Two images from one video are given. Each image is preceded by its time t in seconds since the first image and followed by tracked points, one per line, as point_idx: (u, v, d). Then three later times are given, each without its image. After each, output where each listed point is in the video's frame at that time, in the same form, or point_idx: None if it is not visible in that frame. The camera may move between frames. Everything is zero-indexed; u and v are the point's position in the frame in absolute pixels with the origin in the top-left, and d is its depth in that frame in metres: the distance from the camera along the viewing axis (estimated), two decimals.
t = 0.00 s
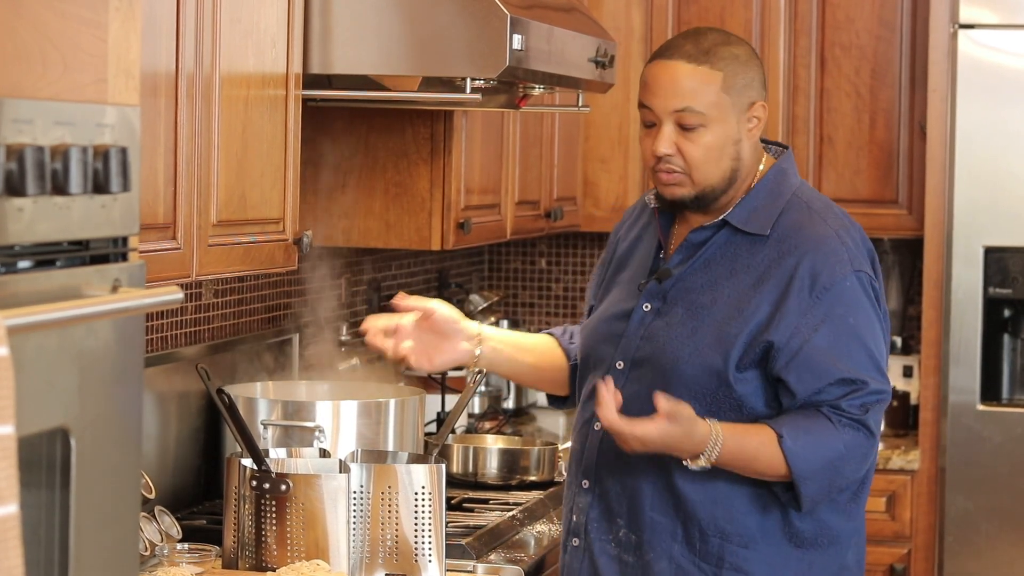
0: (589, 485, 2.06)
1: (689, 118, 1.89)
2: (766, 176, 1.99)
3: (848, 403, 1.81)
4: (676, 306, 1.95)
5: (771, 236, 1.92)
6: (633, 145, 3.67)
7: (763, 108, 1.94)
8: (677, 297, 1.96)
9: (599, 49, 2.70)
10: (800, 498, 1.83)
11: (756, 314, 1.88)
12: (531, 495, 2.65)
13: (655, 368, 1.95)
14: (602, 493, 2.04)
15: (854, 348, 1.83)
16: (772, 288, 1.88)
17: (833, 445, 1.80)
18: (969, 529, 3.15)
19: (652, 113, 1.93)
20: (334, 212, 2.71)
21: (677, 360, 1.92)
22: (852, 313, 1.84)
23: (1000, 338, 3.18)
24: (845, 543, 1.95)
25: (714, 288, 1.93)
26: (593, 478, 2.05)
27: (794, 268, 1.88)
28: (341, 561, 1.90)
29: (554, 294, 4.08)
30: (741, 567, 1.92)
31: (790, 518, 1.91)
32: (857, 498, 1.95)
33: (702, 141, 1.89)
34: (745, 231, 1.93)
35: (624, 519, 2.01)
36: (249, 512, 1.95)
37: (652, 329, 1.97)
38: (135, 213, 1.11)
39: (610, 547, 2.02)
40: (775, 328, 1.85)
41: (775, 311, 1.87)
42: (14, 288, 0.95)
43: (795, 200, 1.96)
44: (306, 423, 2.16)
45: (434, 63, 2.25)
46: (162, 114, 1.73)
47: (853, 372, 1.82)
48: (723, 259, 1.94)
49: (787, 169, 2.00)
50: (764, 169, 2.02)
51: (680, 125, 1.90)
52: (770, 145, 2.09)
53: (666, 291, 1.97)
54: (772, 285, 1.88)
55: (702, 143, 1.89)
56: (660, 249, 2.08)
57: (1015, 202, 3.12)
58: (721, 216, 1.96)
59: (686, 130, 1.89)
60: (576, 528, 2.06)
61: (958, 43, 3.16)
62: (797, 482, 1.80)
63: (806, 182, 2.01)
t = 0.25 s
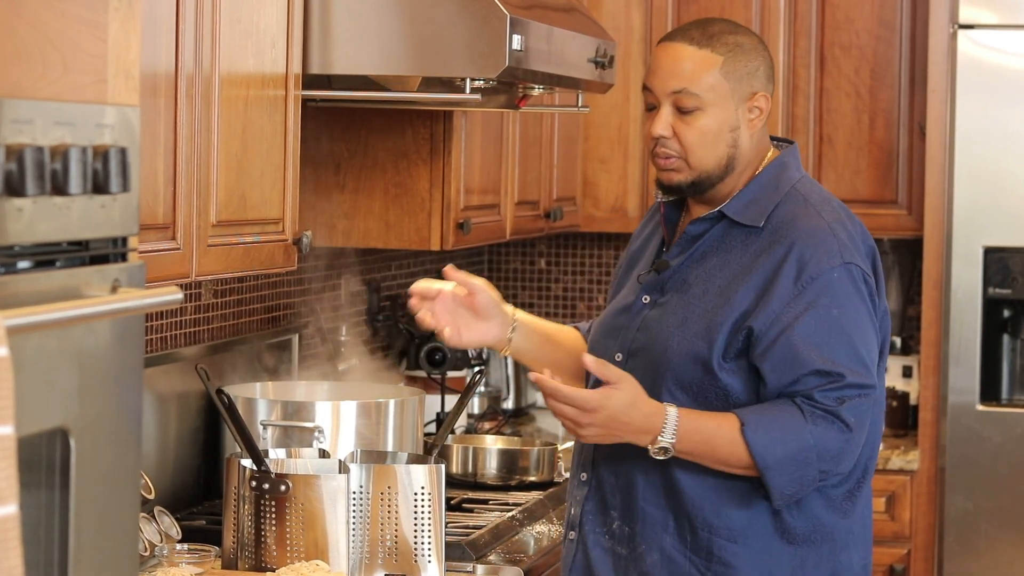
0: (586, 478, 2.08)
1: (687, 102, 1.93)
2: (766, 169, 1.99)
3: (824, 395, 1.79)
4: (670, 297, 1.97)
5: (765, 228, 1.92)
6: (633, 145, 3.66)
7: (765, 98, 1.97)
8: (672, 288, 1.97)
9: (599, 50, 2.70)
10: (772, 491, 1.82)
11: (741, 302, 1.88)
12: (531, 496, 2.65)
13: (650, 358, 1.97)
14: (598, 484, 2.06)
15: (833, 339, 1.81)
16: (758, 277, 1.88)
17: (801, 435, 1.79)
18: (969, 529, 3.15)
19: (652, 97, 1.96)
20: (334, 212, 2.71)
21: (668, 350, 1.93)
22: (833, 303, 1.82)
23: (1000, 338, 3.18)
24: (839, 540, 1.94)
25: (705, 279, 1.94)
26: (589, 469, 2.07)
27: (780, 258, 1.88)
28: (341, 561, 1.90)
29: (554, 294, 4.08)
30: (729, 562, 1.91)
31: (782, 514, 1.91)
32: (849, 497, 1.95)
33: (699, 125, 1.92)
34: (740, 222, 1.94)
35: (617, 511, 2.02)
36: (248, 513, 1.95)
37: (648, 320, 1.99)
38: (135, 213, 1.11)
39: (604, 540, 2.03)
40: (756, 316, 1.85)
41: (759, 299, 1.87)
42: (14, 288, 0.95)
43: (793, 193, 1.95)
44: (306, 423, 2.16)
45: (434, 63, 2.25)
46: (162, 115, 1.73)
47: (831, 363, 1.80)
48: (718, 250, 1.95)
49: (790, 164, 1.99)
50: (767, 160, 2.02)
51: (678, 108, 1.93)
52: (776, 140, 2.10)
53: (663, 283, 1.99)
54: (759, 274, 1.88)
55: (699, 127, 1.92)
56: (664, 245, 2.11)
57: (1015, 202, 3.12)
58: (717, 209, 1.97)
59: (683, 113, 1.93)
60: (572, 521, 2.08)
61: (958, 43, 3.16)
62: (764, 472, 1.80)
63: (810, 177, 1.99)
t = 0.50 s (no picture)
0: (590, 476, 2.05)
1: (694, 99, 1.88)
2: (776, 165, 1.94)
3: (824, 393, 1.76)
4: (676, 294, 1.93)
5: (772, 224, 1.88)
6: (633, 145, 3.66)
7: (774, 94, 1.92)
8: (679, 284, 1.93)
9: (599, 50, 2.70)
10: (768, 491, 1.79)
11: (745, 299, 1.84)
12: (530, 496, 2.65)
13: (656, 355, 1.93)
14: (602, 483, 2.03)
15: (838, 337, 1.77)
16: (763, 273, 1.84)
17: (789, 436, 1.76)
18: (968, 529, 3.15)
19: (660, 94, 1.92)
20: (333, 212, 2.71)
21: (673, 347, 1.89)
22: (837, 301, 1.78)
23: (1000, 338, 3.18)
24: (847, 541, 1.90)
25: (711, 275, 1.90)
26: (593, 467, 2.04)
27: (786, 255, 1.83)
28: (340, 561, 1.90)
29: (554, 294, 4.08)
30: (733, 561, 1.88)
31: (785, 512, 1.88)
32: (856, 498, 1.91)
33: (706, 123, 1.87)
34: (747, 218, 1.89)
35: (620, 509, 1.99)
36: (248, 513, 1.95)
37: (653, 316, 1.95)
38: (134, 213, 1.11)
39: (606, 538, 2.00)
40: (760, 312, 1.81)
41: (764, 296, 1.83)
42: (14, 289, 0.95)
43: (802, 190, 1.91)
44: (305, 424, 2.16)
45: (433, 63, 2.25)
46: (161, 115, 1.73)
47: (833, 361, 1.76)
48: (724, 246, 1.91)
49: (798, 161, 1.94)
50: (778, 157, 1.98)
51: (685, 106, 1.89)
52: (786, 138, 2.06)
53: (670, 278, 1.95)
54: (764, 270, 1.84)
55: (706, 125, 1.87)
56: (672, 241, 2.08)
57: (1015, 202, 3.12)
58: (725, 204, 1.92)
59: (691, 111, 1.88)
60: (577, 520, 2.05)
61: (957, 43, 3.16)
62: (758, 472, 1.78)
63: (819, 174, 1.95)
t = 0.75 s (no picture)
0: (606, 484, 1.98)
1: (707, 98, 1.83)
2: (794, 169, 1.90)
3: (854, 399, 1.70)
4: (696, 298, 1.87)
5: (795, 227, 1.83)
6: (632, 146, 3.67)
7: (787, 94, 1.87)
8: (699, 288, 1.88)
9: (598, 51, 2.70)
10: (796, 499, 1.72)
11: (770, 302, 1.79)
12: (529, 496, 2.65)
13: (675, 362, 1.87)
14: (619, 492, 1.95)
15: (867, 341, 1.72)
16: (787, 276, 1.79)
17: (821, 441, 1.70)
18: (967, 530, 3.15)
19: (673, 95, 1.88)
20: (333, 213, 2.71)
21: (693, 353, 1.83)
22: (866, 304, 1.73)
23: (999, 338, 3.18)
24: (870, 548, 1.84)
25: (734, 278, 1.84)
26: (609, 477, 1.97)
27: (811, 257, 1.78)
28: (339, 562, 1.90)
29: (553, 295, 4.08)
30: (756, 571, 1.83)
31: (809, 518, 1.81)
32: (882, 502, 1.83)
33: (720, 122, 1.83)
34: (769, 221, 1.84)
35: (637, 518, 1.92)
36: (246, 514, 1.94)
37: (672, 321, 1.89)
38: (133, 214, 1.11)
39: (622, 547, 1.94)
40: (789, 316, 1.75)
41: (790, 299, 1.78)
42: (13, 290, 0.95)
43: (823, 194, 1.86)
44: (304, 424, 2.16)
45: (432, 64, 2.25)
46: (160, 115, 1.73)
47: (864, 366, 1.70)
48: (745, 250, 1.86)
49: (817, 163, 1.90)
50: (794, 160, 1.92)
51: (698, 105, 1.84)
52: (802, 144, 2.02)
53: (688, 283, 1.89)
54: (789, 273, 1.79)
55: (720, 124, 1.82)
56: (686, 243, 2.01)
57: (1014, 203, 3.12)
58: (745, 206, 1.87)
59: (704, 110, 1.83)
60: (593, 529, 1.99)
61: (956, 44, 3.16)
62: (782, 479, 1.71)
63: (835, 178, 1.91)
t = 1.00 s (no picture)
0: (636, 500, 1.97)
1: (711, 106, 1.83)
2: (813, 175, 1.90)
3: (897, 409, 1.73)
4: (725, 311, 1.87)
5: (823, 236, 1.84)
6: (631, 146, 3.66)
7: (796, 97, 1.86)
8: (726, 300, 1.88)
9: (598, 51, 2.70)
10: (838, 514, 1.76)
11: (804, 314, 1.80)
12: (529, 497, 2.65)
13: (704, 375, 1.87)
14: (650, 510, 1.94)
15: (906, 351, 1.74)
16: (820, 287, 1.80)
17: (863, 455, 1.73)
18: (966, 530, 3.15)
19: (680, 104, 1.88)
20: (333, 214, 2.71)
21: (725, 367, 1.84)
22: (903, 313, 1.75)
23: (998, 339, 3.18)
24: (906, 560, 1.85)
25: (764, 289, 1.85)
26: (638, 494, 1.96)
27: (844, 267, 1.80)
28: (339, 563, 1.90)
29: (553, 295, 4.08)
30: None
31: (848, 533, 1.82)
32: (917, 513, 1.84)
33: (724, 131, 1.82)
34: (796, 231, 1.85)
35: (671, 536, 1.92)
36: (246, 514, 1.94)
37: (699, 333, 1.89)
38: (132, 214, 1.11)
39: (655, 566, 1.94)
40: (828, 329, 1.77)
41: (824, 310, 1.79)
42: (14, 290, 0.95)
43: (846, 199, 1.88)
44: (304, 425, 2.16)
45: (432, 65, 2.25)
46: (160, 116, 1.73)
47: (904, 376, 1.73)
48: (771, 260, 1.86)
49: (835, 168, 1.92)
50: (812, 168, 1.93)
51: (704, 115, 1.84)
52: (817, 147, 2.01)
53: (713, 295, 1.89)
54: (822, 284, 1.80)
55: (725, 133, 1.82)
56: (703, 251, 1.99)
57: (1014, 203, 3.12)
58: (770, 215, 1.87)
59: (709, 119, 1.84)
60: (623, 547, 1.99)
61: (956, 44, 3.16)
62: (825, 497, 1.74)
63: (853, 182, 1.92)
